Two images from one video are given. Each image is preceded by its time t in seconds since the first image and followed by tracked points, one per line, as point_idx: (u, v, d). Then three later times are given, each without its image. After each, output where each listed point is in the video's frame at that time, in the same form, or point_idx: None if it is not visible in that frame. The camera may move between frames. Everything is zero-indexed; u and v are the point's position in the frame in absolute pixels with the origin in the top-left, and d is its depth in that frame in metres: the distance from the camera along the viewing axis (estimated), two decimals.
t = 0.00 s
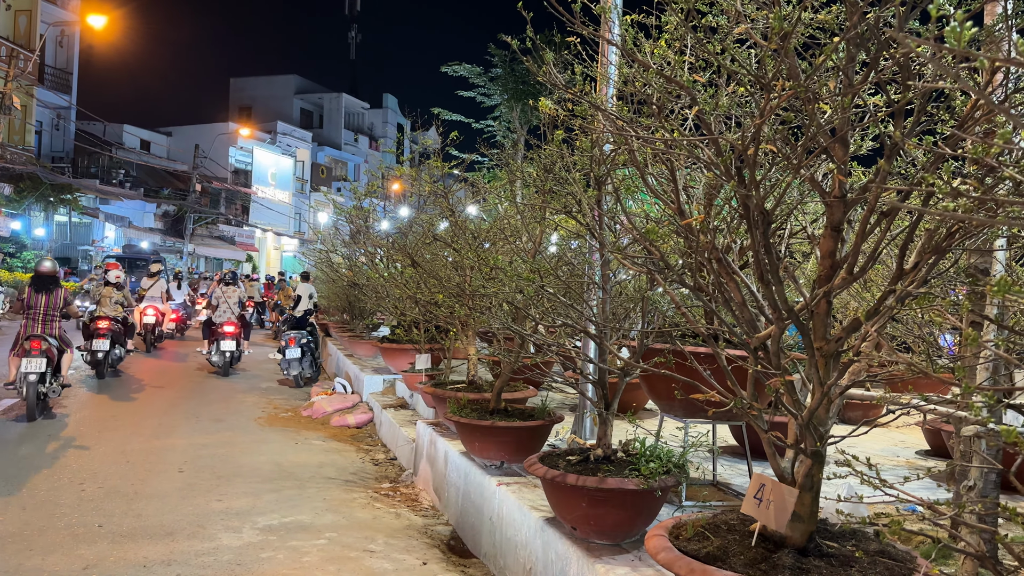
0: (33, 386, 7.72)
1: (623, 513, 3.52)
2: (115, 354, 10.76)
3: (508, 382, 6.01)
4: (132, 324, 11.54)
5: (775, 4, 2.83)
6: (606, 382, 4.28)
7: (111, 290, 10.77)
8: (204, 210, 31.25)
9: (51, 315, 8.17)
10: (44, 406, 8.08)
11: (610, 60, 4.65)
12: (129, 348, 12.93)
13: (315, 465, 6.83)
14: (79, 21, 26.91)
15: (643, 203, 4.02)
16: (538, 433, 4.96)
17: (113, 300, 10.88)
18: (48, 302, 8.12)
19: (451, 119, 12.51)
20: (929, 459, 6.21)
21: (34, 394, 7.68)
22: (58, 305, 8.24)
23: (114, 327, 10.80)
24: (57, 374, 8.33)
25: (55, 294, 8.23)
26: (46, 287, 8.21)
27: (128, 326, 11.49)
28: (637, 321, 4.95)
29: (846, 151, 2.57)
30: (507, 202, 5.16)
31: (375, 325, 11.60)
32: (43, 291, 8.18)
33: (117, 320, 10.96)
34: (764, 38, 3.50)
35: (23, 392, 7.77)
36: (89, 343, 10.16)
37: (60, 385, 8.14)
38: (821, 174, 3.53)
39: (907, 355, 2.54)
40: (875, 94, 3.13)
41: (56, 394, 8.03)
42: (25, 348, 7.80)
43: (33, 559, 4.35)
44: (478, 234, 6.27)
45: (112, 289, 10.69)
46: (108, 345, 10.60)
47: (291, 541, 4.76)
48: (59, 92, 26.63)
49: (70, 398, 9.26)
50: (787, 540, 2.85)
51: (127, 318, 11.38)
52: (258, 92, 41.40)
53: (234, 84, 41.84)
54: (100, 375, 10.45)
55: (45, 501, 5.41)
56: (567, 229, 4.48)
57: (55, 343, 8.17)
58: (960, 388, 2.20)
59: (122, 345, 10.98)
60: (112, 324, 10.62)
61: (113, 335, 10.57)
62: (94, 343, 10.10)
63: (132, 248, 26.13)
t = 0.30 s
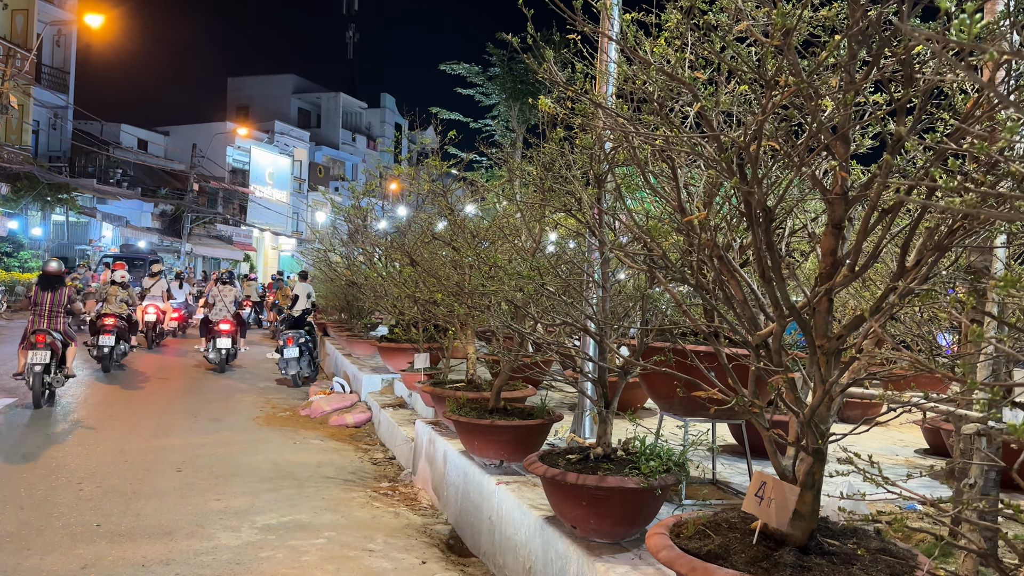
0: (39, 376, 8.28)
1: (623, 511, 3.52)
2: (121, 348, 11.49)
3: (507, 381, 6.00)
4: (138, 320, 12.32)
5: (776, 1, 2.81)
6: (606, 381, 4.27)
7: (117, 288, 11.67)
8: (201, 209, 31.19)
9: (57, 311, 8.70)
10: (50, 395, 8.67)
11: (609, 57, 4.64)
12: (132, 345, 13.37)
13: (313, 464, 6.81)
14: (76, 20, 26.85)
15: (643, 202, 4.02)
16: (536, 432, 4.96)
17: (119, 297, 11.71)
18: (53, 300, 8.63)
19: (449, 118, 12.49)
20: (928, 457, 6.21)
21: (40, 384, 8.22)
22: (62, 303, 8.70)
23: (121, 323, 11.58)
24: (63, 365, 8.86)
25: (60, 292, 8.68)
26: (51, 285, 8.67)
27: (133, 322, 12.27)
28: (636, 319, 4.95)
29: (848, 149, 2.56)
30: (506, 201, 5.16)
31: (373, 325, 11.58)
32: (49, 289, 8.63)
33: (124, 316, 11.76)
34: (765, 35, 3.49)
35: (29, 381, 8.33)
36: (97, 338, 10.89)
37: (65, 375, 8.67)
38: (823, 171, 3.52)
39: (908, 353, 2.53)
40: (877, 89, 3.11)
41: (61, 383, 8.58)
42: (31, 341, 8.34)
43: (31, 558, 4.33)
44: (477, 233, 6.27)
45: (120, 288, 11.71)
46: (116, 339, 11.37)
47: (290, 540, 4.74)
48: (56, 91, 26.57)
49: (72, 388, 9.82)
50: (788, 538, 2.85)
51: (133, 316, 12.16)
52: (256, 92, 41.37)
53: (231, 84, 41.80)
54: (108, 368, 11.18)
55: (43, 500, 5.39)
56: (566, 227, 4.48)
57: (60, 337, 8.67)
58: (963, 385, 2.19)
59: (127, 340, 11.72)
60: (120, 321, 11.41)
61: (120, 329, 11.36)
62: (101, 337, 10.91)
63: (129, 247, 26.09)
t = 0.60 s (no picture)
0: (46, 367, 8.77)
1: (622, 510, 3.52)
2: (126, 343, 11.95)
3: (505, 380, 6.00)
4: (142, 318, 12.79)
5: None
6: (604, 380, 4.27)
7: (122, 287, 12.17)
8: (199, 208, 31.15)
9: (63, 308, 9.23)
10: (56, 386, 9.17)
11: (607, 56, 4.65)
12: (135, 341, 13.69)
13: (311, 464, 6.81)
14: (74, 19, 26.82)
15: (641, 201, 4.03)
16: (534, 431, 4.96)
17: (124, 295, 12.22)
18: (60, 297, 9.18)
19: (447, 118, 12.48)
20: (926, 456, 6.21)
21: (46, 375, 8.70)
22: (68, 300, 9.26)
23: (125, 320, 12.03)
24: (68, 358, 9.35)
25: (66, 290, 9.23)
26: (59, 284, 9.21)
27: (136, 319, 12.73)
28: (635, 319, 4.95)
29: (846, 148, 2.55)
30: (504, 200, 5.16)
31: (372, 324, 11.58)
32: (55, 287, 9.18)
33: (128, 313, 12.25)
34: (763, 34, 3.50)
35: (37, 372, 8.84)
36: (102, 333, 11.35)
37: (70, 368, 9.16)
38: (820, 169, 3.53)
39: (907, 351, 2.53)
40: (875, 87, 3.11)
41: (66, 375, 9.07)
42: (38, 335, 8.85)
43: (29, 558, 4.32)
44: (475, 232, 6.27)
45: (125, 288, 12.21)
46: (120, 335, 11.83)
47: (288, 540, 4.73)
48: (54, 90, 26.54)
49: (77, 381, 10.35)
50: (786, 536, 2.85)
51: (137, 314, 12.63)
52: (254, 91, 41.34)
53: (230, 84, 41.77)
54: (112, 363, 11.61)
55: (41, 500, 5.38)
56: (565, 226, 4.48)
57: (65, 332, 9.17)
58: (962, 383, 2.19)
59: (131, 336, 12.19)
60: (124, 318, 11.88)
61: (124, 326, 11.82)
62: (106, 334, 11.38)
63: (127, 246, 26.07)
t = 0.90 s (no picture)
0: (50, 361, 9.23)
1: (615, 512, 3.50)
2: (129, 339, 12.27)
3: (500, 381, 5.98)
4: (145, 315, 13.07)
5: None
6: (598, 381, 4.24)
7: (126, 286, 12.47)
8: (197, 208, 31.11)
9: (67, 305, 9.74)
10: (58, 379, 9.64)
11: (602, 55, 4.64)
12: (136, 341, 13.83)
13: (306, 465, 6.79)
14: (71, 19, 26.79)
15: (635, 201, 4.01)
16: (529, 432, 4.93)
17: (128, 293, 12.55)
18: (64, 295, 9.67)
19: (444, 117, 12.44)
20: (922, 457, 6.20)
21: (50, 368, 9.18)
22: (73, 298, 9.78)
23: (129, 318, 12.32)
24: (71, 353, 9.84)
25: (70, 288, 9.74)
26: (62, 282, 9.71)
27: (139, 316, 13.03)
28: (630, 319, 4.93)
29: (839, 147, 2.53)
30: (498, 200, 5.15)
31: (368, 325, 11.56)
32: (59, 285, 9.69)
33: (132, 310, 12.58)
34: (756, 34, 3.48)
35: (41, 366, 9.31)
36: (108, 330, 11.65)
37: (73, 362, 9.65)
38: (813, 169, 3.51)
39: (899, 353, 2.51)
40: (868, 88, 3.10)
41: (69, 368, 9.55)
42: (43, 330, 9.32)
43: (20, 560, 4.30)
44: (470, 232, 6.26)
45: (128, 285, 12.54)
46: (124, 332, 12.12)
47: (281, 542, 4.71)
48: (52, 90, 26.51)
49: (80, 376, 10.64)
50: (778, 539, 2.83)
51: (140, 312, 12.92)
52: (252, 91, 41.31)
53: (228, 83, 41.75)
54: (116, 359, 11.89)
55: (33, 501, 5.36)
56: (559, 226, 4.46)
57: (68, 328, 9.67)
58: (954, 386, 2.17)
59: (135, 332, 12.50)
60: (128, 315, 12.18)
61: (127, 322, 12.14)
62: (111, 331, 11.68)
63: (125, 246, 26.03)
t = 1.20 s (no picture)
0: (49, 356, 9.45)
1: (600, 516, 3.43)
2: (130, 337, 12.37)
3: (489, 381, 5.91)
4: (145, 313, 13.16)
5: None
6: (585, 381, 4.17)
7: (126, 286, 12.59)
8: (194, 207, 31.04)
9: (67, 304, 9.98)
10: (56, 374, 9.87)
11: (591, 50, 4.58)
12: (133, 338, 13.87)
13: (295, 466, 6.72)
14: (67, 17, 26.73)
15: (621, 198, 3.95)
16: (517, 433, 4.86)
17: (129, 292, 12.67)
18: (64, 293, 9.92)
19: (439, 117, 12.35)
20: (916, 458, 6.13)
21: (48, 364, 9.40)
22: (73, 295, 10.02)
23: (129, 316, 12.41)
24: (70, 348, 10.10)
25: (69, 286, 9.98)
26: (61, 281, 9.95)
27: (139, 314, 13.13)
28: (619, 319, 4.86)
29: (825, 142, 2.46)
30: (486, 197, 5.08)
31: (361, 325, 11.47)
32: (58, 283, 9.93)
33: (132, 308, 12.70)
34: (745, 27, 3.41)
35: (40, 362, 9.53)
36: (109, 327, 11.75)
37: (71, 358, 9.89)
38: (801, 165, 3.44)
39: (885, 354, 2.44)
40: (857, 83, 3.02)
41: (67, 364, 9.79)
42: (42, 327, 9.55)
43: None
44: (461, 231, 6.19)
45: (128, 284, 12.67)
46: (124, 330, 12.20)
47: (264, 545, 4.64)
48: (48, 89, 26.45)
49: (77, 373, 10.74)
50: (763, 545, 2.76)
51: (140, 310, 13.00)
52: (250, 91, 41.24)
53: (226, 83, 41.68)
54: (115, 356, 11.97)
55: (16, 502, 5.29)
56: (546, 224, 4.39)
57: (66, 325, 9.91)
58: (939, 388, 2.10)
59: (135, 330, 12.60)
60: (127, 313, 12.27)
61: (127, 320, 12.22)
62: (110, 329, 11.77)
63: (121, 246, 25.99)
